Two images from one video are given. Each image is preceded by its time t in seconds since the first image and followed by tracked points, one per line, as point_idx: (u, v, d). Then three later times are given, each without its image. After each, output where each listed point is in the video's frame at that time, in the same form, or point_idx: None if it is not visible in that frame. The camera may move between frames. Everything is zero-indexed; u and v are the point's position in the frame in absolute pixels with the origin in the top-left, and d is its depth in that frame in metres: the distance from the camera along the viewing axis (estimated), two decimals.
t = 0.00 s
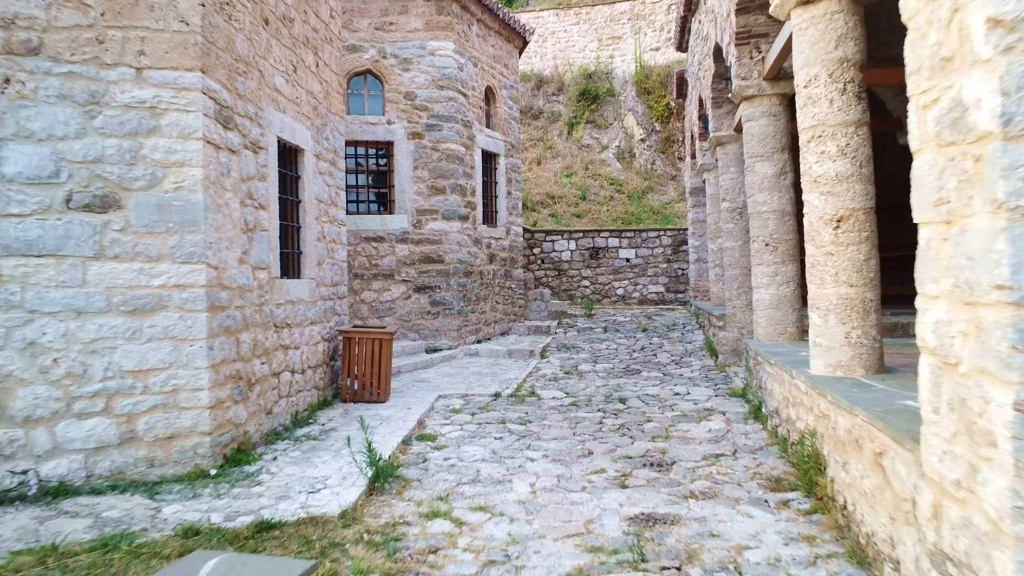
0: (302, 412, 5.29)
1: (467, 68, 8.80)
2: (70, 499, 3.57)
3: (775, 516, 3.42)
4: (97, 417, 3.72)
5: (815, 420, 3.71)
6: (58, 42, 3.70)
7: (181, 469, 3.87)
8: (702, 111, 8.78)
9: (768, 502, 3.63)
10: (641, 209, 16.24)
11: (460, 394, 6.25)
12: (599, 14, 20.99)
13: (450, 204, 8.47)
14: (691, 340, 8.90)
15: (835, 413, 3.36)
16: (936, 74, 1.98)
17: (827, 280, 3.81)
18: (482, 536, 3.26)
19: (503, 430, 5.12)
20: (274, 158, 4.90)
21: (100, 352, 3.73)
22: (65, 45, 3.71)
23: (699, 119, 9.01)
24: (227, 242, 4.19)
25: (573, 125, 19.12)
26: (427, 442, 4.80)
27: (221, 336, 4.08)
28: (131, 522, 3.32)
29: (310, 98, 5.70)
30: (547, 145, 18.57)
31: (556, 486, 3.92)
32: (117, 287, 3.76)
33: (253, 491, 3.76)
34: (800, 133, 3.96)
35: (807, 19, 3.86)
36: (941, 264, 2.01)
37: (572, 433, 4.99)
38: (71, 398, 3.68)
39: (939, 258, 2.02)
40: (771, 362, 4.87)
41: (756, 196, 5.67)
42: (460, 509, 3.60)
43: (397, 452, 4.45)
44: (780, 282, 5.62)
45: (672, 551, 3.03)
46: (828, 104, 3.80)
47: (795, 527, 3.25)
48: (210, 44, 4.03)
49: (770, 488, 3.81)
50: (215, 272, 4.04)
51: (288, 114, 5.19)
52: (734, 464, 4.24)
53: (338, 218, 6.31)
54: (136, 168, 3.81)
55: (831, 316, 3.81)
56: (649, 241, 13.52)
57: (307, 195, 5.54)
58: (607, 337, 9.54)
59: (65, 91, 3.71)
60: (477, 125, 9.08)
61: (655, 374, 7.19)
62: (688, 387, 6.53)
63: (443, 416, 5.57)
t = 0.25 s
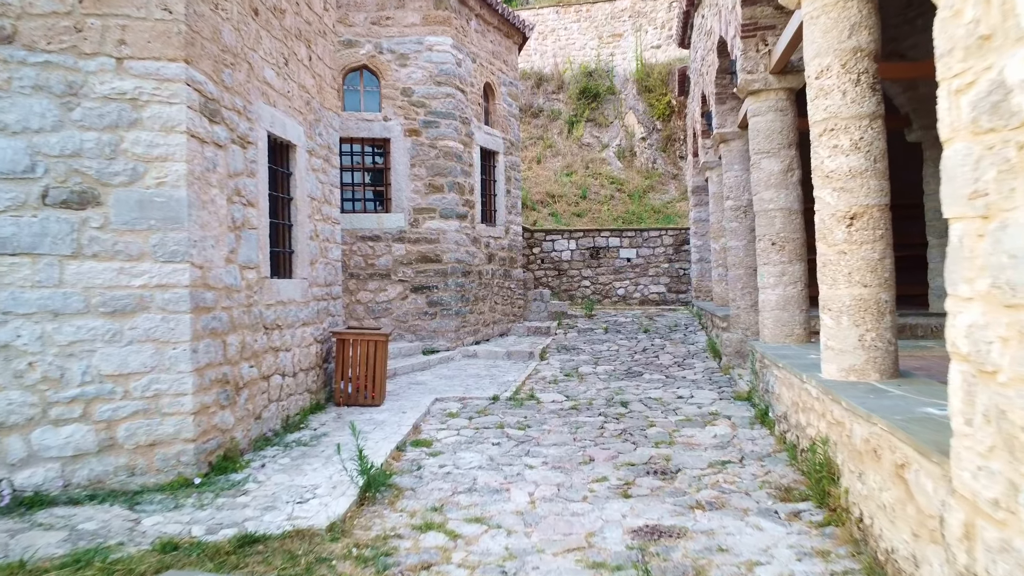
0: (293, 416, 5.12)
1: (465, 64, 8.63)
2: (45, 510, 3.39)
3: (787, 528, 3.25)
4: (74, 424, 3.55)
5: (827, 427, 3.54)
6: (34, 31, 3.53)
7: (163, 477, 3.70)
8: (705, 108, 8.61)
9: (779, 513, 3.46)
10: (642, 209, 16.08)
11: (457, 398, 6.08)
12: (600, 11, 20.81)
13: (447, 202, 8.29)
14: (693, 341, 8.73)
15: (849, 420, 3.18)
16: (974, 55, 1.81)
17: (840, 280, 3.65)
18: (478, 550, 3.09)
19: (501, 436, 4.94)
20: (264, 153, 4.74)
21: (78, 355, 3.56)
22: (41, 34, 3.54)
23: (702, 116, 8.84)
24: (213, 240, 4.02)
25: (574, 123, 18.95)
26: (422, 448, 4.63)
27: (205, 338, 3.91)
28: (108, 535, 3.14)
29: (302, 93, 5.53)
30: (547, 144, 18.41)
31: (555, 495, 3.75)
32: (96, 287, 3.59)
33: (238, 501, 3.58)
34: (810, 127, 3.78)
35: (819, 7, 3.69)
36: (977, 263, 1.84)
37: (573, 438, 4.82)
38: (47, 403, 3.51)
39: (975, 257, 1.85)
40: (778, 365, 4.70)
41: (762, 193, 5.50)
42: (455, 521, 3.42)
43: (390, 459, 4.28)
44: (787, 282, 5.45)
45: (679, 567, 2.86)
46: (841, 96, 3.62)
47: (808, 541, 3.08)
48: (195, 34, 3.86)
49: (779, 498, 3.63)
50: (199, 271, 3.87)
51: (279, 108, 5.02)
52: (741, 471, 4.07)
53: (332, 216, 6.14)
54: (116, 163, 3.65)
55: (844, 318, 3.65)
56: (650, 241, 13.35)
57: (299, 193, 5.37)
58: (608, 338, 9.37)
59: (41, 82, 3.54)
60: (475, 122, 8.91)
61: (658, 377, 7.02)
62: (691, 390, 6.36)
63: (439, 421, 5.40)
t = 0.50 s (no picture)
0: (285, 420, 4.97)
1: (464, 61, 8.49)
2: (22, 520, 3.24)
3: (798, 540, 3.10)
4: (53, 430, 3.40)
5: (839, 433, 3.39)
6: (11, 20, 3.38)
7: (147, 485, 3.55)
8: (707, 105, 8.47)
9: (788, 523, 3.31)
10: (643, 208, 15.93)
11: (454, 400, 5.93)
12: (600, 9, 20.67)
13: (445, 201, 8.15)
14: (696, 342, 8.58)
15: (863, 427, 3.03)
16: (1011, 34, 1.66)
17: (851, 280, 3.50)
18: (475, 563, 2.94)
19: (499, 440, 4.80)
20: (255, 149, 4.59)
21: (57, 358, 3.41)
22: (18, 22, 3.39)
23: (704, 113, 8.70)
24: (199, 238, 3.87)
25: (574, 122, 18.82)
26: (417, 454, 4.48)
27: (192, 340, 3.76)
28: (86, 547, 2.99)
29: (295, 87, 5.38)
30: (547, 143, 18.28)
31: (555, 504, 3.60)
32: (76, 287, 3.45)
33: (224, 511, 3.43)
34: (820, 120, 3.64)
35: None
36: (1014, 261, 1.69)
37: (573, 443, 4.67)
38: (24, 408, 3.36)
39: (1012, 253, 1.70)
40: (785, 368, 4.55)
41: (768, 191, 5.35)
42: (451, 532, 3.27)
43: (384, 466, 4.13)
44: (793, 282, 5.30)
45: None
46: (853, 88, 3.47)
47: (821, 554, 2.93)
48: (180, 24, 3.71)
49: (789, 507, 3.49)
50: (185, 271, 3.72)
51: (270, 103, 4.87)
52: (748, 479, 3.92)
53: (326, 214, 5.99)
54: (98, 158, 3.50)
55: (856, 319, 3.50)
56: (651, 241, 13.21)
57: (292, 190, 5.22)
58: (609, 339, 9.22)
59: (18, 73, 3.39)
60: (474, 120, 8.76)
61: (660, 378, 6.87)
62: (694, 393, 6.22)
63: (436, 424, 5.26)
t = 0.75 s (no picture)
0: (277, 425, 4.82)
1: (463, 57, 8.34)
2: None
3: (812, 553, 2.94)
4: (30, 437, 3.24)
5: (854, 440, 3.24)
6: None
7: (130, 494, 3.39)
8: (711, 101, 8.32)
9: (801, 534, 3.15)
10: (644, 207, 15.78)
11: (453, 403, 5.78)
12: (601, 7, 20.51)
13: (444, 199, 7.99)
14: (699, 343, 8.43)
15: (881, 435, 2.87)
16: None
17: (867, 279, 3.34)
18: None
19: (498, 445, 4.64)
20: (245, 145, 4.44)
21: (35, 362, 3.26)
22: None
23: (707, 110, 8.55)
24: (186, 236, 3.72)
25: (574, 120, 18.67)
26: (413, 460, 4.32)
27: (177, 343, 3.61)
28: (62, 561, 2.83)
29: (288, 81, 5.22)
30: (547, 142, 18.13)
31: (557, 514, 3.44)
32: (55, 287, 3.29)
33: (210, 521, 3.27)
34: (833, 113, 3.48)
35: None
36: None
37: (574, 448, 4.52)
38: None
39: None
40: (794, 370, 4.39)
41: (775, 188, 5.20)
42: (447, 544, 3.12)
43: (378, 473, 3.98)
44: (800, 282, 5.15)
45: None
46: (868, 79, 3.31)
47: (837, 568, 2.77)
48: (165, 12, 3.56)
49: (801, 518, 3.33)
50: (170, 270, 3.57)
51: (261, 97, 4.71)
52: (757, 487, 3.77)
53: (321, 212, 5.83)
54: (78, 153, 3.35)
55: (871, 321, 3.35)
56: (653, 240, 13.05)
57: (285, 187, 5.07)
58: (610, 340, 9.06)
59: None
60: (473, 117, 8.61)
61: (663, 381, 6.72)
62: (699, 396, 6.06)
63: (433, 428, 5.10)
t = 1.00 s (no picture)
0: (270, 429, 4.69)
1: (462, 53, 8.21)
2: None
3: (825, 566, 2.80)
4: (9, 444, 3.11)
5: (867, 448, 3.11)
6: None
7: (113, 503, 3.26)
8: (714, 99, 8.19)
9: (813, 545, 3.02)
10: (646, 207, 15.65)
11: (451, 407, 5.65)
12: (601, 5, 20.37)
13: (442, 198, 7.86)
14: (701, 344, 8.30)
15: (898, 444, 2.74)
16: None
17: (880, 280, 3.22)
18: None
19: (497, 451, 4.51)
20: (237, 141, 4.31)
21: (14, 366, 3.13)
22: None
23: (710, 107, 8.42)
24: (173, 235, 3.59)
25: (575, 119, 18.54)
26: (409, 466, 4.19)
27: (163, 345, 3.48)
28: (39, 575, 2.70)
29: (282, 76, 5.09)
30: (547, 140, 18.01)
31: (557, 524, 3.31)
32: (35, 288, 3.16)
33: (197, 532, 3.14)
34: (845, 107, 3.35)
35: None
36: None
37: (575, 454, 4.39)
38: None
39: None
40: (802, 374, 4.26)
41: (781, 186, 5.07)
42: (444, 556, 2.98)
43: (373, 481, 3.85)
44: (807, 282, 5.02)
45: None
46: (881, 71, 3.18)
47: None
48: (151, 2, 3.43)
49: (812, 528, 3.19)
50: (156, 270, 3.44)
51: (253, 91, 4.58)
52: (765, 495, 3.64)
53: (317, 211, 5.70)
54: (60, 148, 3.22)
55: (884, 324, 3.22)
56: (654, 240, 12.93)
57: (278, 185, 4.94)
58: (611, 341, 8.93)
59: None
60: (472, 115, 8.48)
61: (665, 383, 6.58)
62: (702, 398, 5.93)
63: (430, 432, 4.97)
